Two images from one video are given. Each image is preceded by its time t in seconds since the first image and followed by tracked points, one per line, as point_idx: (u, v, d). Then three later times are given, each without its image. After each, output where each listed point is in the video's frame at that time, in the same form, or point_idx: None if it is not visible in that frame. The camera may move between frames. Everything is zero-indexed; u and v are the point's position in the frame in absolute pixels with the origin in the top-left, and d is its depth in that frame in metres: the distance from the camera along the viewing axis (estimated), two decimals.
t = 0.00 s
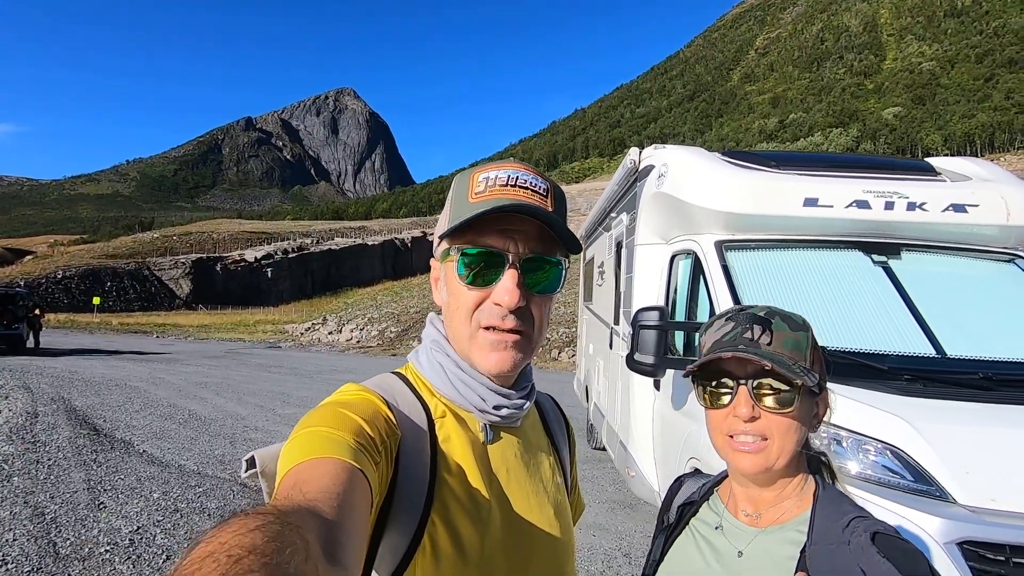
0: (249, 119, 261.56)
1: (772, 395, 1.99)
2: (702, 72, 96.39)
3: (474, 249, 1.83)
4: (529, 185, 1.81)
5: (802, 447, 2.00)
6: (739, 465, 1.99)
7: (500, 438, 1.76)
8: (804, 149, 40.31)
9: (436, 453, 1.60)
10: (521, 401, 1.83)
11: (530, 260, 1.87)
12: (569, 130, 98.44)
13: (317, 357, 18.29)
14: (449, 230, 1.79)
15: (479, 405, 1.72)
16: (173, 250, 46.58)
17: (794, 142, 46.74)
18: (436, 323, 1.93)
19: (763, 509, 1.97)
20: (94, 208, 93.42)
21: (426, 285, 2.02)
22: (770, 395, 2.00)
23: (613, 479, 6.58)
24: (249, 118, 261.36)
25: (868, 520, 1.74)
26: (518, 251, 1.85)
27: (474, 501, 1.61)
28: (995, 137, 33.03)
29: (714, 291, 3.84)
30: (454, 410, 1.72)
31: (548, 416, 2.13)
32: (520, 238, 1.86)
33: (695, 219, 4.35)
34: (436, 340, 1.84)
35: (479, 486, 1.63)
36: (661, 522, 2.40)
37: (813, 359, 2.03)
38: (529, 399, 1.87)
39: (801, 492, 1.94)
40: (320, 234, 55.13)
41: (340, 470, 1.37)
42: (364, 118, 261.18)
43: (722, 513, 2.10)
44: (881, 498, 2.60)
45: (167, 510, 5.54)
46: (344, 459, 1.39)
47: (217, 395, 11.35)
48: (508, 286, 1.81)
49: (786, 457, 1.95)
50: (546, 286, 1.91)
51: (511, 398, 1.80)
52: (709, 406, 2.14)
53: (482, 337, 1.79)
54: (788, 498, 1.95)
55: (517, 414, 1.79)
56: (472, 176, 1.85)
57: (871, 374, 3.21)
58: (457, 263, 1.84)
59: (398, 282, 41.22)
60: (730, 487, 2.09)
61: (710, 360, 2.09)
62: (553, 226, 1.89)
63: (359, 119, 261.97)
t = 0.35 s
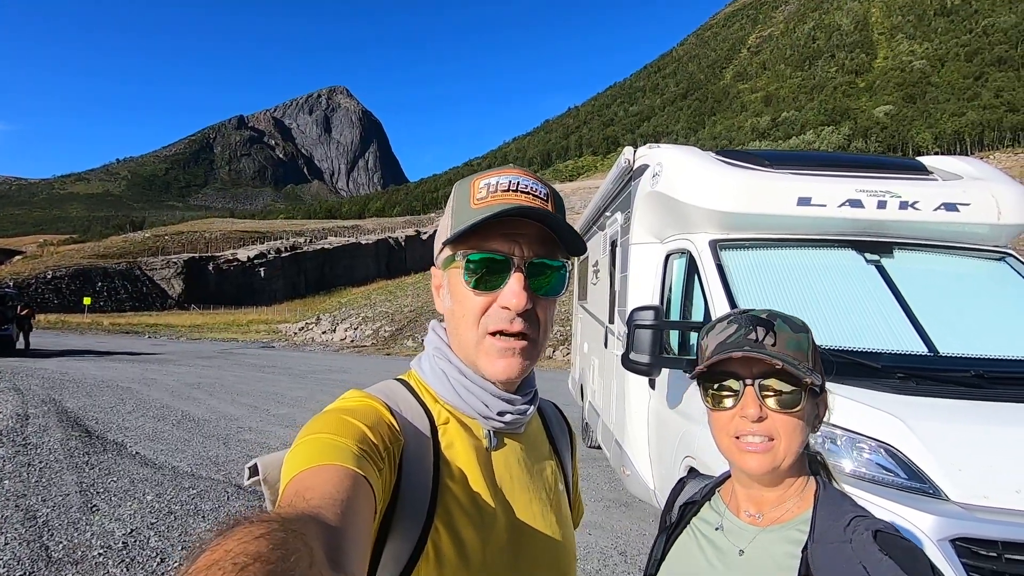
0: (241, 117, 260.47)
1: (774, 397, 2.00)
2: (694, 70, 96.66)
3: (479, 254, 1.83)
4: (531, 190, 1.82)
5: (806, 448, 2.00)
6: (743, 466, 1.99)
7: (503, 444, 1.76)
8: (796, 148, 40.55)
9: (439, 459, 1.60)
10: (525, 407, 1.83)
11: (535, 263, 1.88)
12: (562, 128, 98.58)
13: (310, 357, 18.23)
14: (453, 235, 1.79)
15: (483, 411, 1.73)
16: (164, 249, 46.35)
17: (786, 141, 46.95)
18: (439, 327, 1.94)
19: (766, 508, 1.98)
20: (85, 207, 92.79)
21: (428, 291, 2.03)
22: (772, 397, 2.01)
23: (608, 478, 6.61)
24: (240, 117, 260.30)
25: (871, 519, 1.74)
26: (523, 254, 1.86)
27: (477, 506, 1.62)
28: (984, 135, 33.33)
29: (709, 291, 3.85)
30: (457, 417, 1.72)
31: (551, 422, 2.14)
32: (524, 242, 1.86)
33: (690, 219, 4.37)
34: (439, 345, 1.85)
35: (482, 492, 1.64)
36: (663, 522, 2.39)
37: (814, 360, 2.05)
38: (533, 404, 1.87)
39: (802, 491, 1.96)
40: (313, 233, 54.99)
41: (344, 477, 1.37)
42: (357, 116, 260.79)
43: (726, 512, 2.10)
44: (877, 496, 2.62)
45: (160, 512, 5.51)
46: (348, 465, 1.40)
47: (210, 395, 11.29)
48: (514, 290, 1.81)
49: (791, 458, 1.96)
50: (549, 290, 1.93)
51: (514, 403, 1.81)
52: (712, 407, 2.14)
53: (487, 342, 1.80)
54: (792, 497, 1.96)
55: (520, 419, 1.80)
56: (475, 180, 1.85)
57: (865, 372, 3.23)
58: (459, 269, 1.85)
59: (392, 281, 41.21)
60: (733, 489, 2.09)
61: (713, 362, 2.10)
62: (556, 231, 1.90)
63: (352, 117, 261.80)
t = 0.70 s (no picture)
0: (234, 116, 259.57)
1: (768, 399, 2.01)
2: (689, 70, 96.85)
3: (472, 256, 1.84)
4: (525, 191, 1.83)
5: (798, 448, 2.01)
6: (738, 468, 2.00)
7: (495, 447, 1.77)
8: (789, 148, 40.74)
9: (431, 462, 1.60)
10: (517, 408, 1.83)
11: (528, 264, 1.90)
12: (557, 127, 98.69)
13: (304, 356, 18.21)
14: (447, 236, 1.80)
15: (475, 413, 1.73)
16: (157, 248, 46.15)
17: (780, 141, 47.15)
18: (432, 329, 1.94)
19: (758, 508, 1.99)
20: (77, 206, 92.20)
21: (420, 293, 2.03)
22: (766, 399, 2.02)
23: (602, 477, 6.62)
24: (234, 115, 259.42)
25: (861, 518, 1.76)
26: (517, 254, 1.87)
27: (469, 508, 1.62)
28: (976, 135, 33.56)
29: (702, 292, 3.87)
30: (448, 419, 1.73)
31: (543, 425, 2.15)
32: (518, 242, 1.88)
33: (683, 219, 4.39)
34: (431, 347, 1.85)
35: (474, 494, 1.64)
36: (656, 523, 2.40)
37: (808, 363, 2.06)
38: (525, 406, 1.88)
39: (795, 490, 1.97)
40: (308, 232, 54.84)
41: (334, 480, 1.38)
42: (352, 115, 260.31)
43: (718, 512, 2.11)
44: (867, 496, 2.64)
45: (152, 513, 5.49)
46: (338, 469, 1.40)
47: (203, 395, 11.25)
48: (509, 290, 1.82)
49: (784, 460, 1.97)
50: (542, 291, 1.93)
51: (506, 405, 1.81)
52: (707, 407, 2.16)
53: (483, 343, 1.80)
54: (784, 498, 1.97)
55: (512, 420, 1.80)
56: (467, 182, 1.86)
57: (856, 372, 3.25)
58: (452, 270, 1.86)
59: (387, 280, 41.16)
60: (726, 488, 2.10)
61: (709, 364, 2.10)
62: (551, 231, 1.92)
63: (346, 116, 261.78)
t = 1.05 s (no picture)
0: (234, 112, 259.36)
1: (772, 403, 2.01)
2: (690, 69, 96.87)
3: (473, 257, 1.84)
4: (523, 192, 1.84)
5: (798, 451, 2.02)
6: (739, 472, 2.01)
7: (496, 448, 1.77)
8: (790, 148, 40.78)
9: (432, 463, 1.61)
10: (519, 410, 1.84)
11: (528, 267, 1.89)
12: (557, 126, 98.76)
13: (304, 354, 18.24)
14: (448, 239, 1.80)
15: (477, 415, 1.74)
16: (157, 244, 46.15)
17: (780, 141, 47.09)
18: (432, 331, 1.94)
19: (761, 511, 1.99)
20: (76, 202, 92.12)
21: (420, 295, 2.03)
22: (770, 403, 2.02)
23: (601, 476, 6.64)
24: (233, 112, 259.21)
25: (865, 523, 1.76)
26: (518, 257, 1.87)
27: (470, 510, 1.62)
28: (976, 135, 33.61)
29: (702, 292, 3.87)
30: (449, 420, 1.73)
31: (544, 425, 2.15)
32: (519, 246, 1.88)
33: (683, 219, 4.40)
34: (432, 349, 1.86)
35: (477, 497, 1.64)
36: (657, 525, 2.40)
37: (813, 365, 2.07)
38: (527, 407, 1.88)
39: (798, 494, 1.97)
40: (307, 229, 54.87)
41: (336, 483, 1.38)
42: (352, 112, 260.22)
43: (721, 514, 2.11)
44: (867, 497, 2.64)
45: (152, 510, 5.49)
46: (340, 470, 1.40)
47: (202, 392, 11.26)
48: (510, 293, 1.81)
49: (788, 465, 1.97)
50: (543, 293, 1.93)
51: (508, 407, 1.81)
52: (711, 413, 2.15)
53: (485, 345, 1.80)
54: (786, 501, 1.97)
55: (513, 423, 1.80)
56: (467, 184, 1.86)
57: (857, 372, 3.25)
58: (453, 273, 1.85)
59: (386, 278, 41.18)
60: (728, 491, 2.10)
61: (712, 369, 2.10)
62: (552, 232, 1.92)
63: (346, 113, 261.88)
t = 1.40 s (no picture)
0: (236, 109, 259.61)
1: (772, 408, 2.01)
2: (692, 68, 96.79)
3: (471, 260, 1.84)
4: (521, 193, 1.83)
5: (801, 454, 2.01)
6: (738, 475, 2.01)
7: (494, 450, 1.77)
8: (792, 148, 40.77)
9: (431, 465, 1.60)
10: (517, 412, 1.83)
11: (528, 268, 1.89)
12: (559, 124, 98.73)
13: (304, 351, 18.23)
14: (446, 241, 1.79)
15: (474, 416, 1.74)
16: (158, 241, 46.22)
17: (782, 141, 47.03)
18: (431, 332, 1.94)
19: (761, 514, 1.99)
20: (78, 198, 92.19)
21: (419, 297, 2.03)
22: (771, 407, 2.01)
23: (601, 476, 6.63)
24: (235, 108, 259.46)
25: (866, 527, 1.76)
26: (517, 258, 1.87)
27: (468, 512, 1.62)
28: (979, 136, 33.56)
29: (704, 292, 3.86)
30: (447, 421, 1.73)
31: (543, 427, 2.15)
32: (518, 247, 1.87)
33: (684, 219, 4.39)
34: (430, 351, 1.85)
35: (473, 499, 1.64)
36: (659, 529, 2.40)
37: (816, 370, 2.06)
38: (526, 409, 1.88)
39: (799, 497, 1.96)
40: (309, 226, 54.92)
41: (333, 484, 1.37)
42: (353, 109, 260.58)
43: (722, 518, 2.10)
44: (868, 500, 2.63)
45: (153, 506, 5.49)
46: (337, 472, 1.40)
47: (202, 389, 11.26)
48: (509, 295, 1.81)
49: (787, 469, 1.97)
50: (541, 294, 1.92)
51: (506, 408, 1.81)
52: (711, 416, 2.15)
53: (484, 348, 1.80)
54: (786, 506, 1.96)
55: (512, 424, 1.80)
56: (464, 185, 1.85)
57: (858, 374, 3.25)
58: (451, 275, 1.85)
59: (387, 276, 41.21)
60: (731, 493, 2.09)
61: (712, 372, 2.10)
62: (551, 234, 1.92)
63: (348, 110, 261.94)
